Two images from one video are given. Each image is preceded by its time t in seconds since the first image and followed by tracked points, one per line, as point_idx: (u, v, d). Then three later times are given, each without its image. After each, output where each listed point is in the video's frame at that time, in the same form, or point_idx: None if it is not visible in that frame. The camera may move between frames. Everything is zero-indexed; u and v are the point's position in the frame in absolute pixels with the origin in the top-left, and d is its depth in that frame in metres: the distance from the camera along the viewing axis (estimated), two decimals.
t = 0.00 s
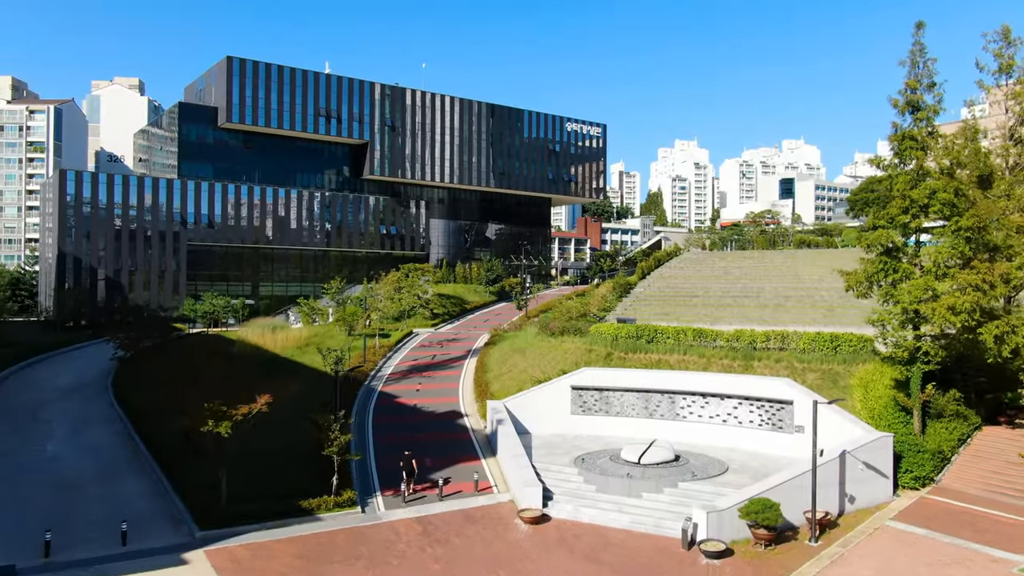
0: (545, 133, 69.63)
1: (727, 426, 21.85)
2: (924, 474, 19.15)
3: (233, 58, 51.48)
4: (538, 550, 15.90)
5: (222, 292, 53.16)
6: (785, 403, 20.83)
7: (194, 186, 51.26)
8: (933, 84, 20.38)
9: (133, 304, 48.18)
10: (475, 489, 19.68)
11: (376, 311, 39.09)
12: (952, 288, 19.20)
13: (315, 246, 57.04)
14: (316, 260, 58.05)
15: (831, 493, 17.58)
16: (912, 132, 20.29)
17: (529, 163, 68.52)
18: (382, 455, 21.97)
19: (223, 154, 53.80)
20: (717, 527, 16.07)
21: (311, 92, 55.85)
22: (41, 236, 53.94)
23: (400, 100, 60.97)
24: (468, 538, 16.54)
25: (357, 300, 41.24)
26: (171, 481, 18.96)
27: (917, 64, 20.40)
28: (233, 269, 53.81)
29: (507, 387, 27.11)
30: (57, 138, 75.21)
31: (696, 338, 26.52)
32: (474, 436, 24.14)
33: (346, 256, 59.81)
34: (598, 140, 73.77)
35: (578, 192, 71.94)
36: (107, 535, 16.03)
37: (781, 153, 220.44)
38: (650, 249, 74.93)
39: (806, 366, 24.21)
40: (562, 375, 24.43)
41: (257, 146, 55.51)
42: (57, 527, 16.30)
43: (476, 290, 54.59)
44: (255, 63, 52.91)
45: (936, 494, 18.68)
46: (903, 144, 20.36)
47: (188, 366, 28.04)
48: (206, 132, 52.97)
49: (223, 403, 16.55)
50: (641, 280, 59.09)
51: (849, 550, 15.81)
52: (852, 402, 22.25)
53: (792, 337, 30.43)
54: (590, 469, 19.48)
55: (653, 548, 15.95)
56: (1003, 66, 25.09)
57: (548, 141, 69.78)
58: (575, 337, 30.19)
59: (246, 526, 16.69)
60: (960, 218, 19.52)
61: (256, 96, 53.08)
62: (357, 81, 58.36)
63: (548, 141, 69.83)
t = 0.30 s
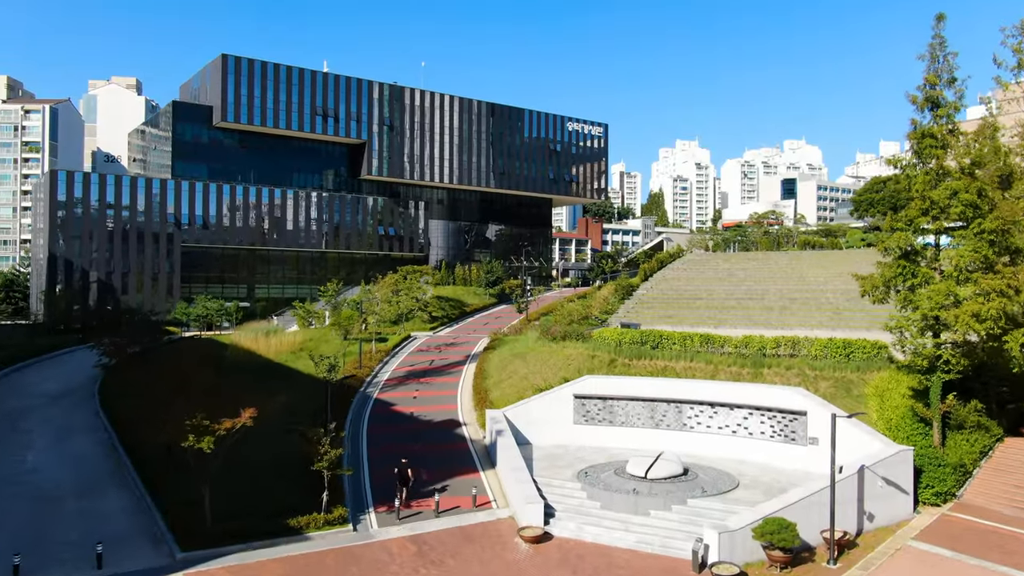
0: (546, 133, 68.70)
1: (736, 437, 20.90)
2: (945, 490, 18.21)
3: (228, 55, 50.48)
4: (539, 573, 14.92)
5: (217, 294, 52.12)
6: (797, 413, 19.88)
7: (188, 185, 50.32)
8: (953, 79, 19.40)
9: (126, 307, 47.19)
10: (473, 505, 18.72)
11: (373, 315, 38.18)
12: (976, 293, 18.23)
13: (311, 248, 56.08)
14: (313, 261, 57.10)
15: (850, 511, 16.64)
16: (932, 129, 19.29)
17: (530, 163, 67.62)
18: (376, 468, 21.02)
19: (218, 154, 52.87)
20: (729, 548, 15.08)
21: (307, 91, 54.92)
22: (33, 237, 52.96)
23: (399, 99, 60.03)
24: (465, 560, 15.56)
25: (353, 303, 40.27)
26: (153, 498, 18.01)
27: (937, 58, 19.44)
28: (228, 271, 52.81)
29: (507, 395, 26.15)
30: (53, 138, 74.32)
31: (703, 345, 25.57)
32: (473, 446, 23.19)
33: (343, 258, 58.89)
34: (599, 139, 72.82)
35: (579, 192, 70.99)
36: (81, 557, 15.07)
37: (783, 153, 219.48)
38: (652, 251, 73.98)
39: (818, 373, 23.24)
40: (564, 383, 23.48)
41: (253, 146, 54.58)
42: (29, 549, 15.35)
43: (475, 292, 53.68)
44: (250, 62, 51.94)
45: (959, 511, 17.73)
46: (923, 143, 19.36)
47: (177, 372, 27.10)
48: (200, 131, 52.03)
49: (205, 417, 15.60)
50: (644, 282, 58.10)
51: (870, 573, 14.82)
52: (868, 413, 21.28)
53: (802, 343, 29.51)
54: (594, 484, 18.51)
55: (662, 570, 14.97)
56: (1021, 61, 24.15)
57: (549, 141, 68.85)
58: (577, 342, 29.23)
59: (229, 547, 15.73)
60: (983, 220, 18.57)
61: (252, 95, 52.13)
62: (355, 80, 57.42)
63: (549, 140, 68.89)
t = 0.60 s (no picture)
0: (547, 133, 67.73)
1: (748, 450, 19.92)
2: (971, 508, 17.22)
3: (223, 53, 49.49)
4: None
5: (212, 297, 51.02)
6: (812, 426, 18.91)
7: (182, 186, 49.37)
8: (978, 74, 18.42)
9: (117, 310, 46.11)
10: (472, 523, 17.71)
11: (369, 319, 37.19)
12: (1002, 299, 17.27)
13: (308, 250, 55.06)
14: (311, 263, 56.05)
15: (872, 533, 15.69)
16: (955, 127, 18.30)
17: (531, 164, 66.66)
18: (370, 483, 20.04)
19: (213, 154, 51.87)
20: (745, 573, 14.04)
21: (304, 90, 53.95)
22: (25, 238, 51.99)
23: (398, 98, 59.05)
24: None
25: (349, 307, 39.27)
26: (133, 517, 17.00)
27: (961, 52, 18.47)
28: (224, 274, 51.81)
29: (508, 404, 25.17)
30: (49, 138, 73.44)
31: (711, 352, 24.59)
32: (471, 458, 22.23)
33: (341, 259, 57.90)
34: (601, 140, 71.87)
35: (581, 193, 70.00)
36: None
37: (785, 154, 218.48)
38: (654, 252, 72.97)
39: (832, 382, 22.27)
40: (566, 393, 22.50)
41: (249, 146, 53.62)
42: None
43: (475, 294, 52.66)
44: (246, 59, 50.97)
45: (985, 531, 16.74)
46: (946, 141, 18.38)
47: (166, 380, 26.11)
48: (195, 130, 51.05)
49: (184, 433, 14.61)
50: (647, 284, 57.07)
51: None
52: (885, 424, 20.30)
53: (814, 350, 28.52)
54: (599, 502, 17.50)
55: None
56: None
57: (550, 141, 67.88)
58: (580, 348, 28.25)
59: (210, 571, 14.72)
60: (1010, 223, 17.60)
61: (247, 94, 51.15)
62: (352, 78, 56.47)
63: (550, 141, 67.92)
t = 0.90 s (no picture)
0: (548, 133, 66.73)
1: (760, 464, 18.91)
2: (1000, 529, 16.19)
3: (217, 51, 48.49)
4: None
5: (206, 300, 49.97)
6: (829, 440, 17.90)
7: (175, 186, 48.31)
8: (1005, 68, 17.41)
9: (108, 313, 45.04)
10: (470, 544, 16.68)
11: (365, 322, 36.17)
12: None
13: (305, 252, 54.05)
14: (308, 265, 54.99)
15: (897, 556, 14.66)
16: (982, 124, 17.28)
17: (532, 164, 65.68)
18: (364, 499, 19.02)
19: (207, 154, 50.84)
20: None
21: (301, 88, 52.90)
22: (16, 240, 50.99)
23: (396, 96, 58.05)
24: None
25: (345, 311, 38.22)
26: (108, 539, 15.94)
27: (987, 45, 17.46)
28: (217, 276, 50.79)
29: (508, 415, 24.17)
30: (44, 138, 72.61)
31: (720, 359, 23.56)
32: (470, 472, 21.21)
33: (339, 261, 56.87)
34: (603, 140, 70.88)
35: (583, 194, 68.99)
36: None
37: (787, 155, 217.60)
38: (657, 254, 71.95)
39: (848, 392, 21.24)
40: (569, 402, 21.48)
41: (244, 146, 52.57)
42: None
43: (475, 297, 51.64)
44: (242, 57, 49.97)
45: (1016, 554, 15.71)
46: (972, 139, 17.36)
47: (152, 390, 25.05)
48: (189, 130, 50.05)
49: (159, 452, 13.57)
50: (650, 286, 56.04)
51: None
52: (905, 437, 19.28)
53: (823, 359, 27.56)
54: (604, 522, 16.48)
55: None
56: None
57: (551, 141, 66.89)
58: (583, 354, 27.23)
59: None
60: None
61: (243, 93, 50.12)
62: (350, 77, 55.47)
63: (551, 141, 66.92)
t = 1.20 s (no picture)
0: (549, 133, 65.69)
1: (775, 480, 17.89)
2: None
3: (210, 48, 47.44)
4: None
5: (199, 303, 49.07)
6: (849, 456, 16.88)
7: (168, 187, 47.22)
8: None
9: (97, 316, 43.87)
10: (467, 566, 15.60)
11: (360, 327, 35.13)
12: None
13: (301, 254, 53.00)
14: (305, 267, 54.03)
15: None
16: (1012, 120, 16.22)
17: (532, 164, 64.67)
18: (355, 518, 17.97)
19: (200, 153, 49.77)
20: None
21: (296, 86, 51.81)
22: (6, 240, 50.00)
23: (394, 95, 57.00)
24: None
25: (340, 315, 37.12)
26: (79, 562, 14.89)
27: (1017, 36, 16.40)
28: (210, 277, 49.83)
29: (508, 426, 23.13)
30: (38, 138, 71.84)
31: (730, 368, 22.46)
32: (468, 486, 20.16)
33: (337, 263, 55.89)
34: (605, 139, 69.85)
35: (584, 195, 67.96)
36: None
37: (788, 155, 216.59)
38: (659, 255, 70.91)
39: (865, 403, 20.19)
40: (573, 414, 20.45)
41: (239, 146, 51.52)
42: None
43: (474, 300, 50.62)
44: (236, 55, 48.91)
45: None
46: (1002, 137, 16.30)
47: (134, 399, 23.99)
48: (182, 129, 49.01)
49: (129, 474, 12.52)
50: (653, 288, 55.02)
51: None
52: (927, 451, 18.22)
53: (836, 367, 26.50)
54: (611, 545, 15.41)
55: None
56: None
57: (552, 141, 65.86)
58: (586, 361, 26.16)
59: None
60: None
61: (237, 91, 49.03)
62: (347, 76, 54.41)
63: (552, 141, 65.88)
